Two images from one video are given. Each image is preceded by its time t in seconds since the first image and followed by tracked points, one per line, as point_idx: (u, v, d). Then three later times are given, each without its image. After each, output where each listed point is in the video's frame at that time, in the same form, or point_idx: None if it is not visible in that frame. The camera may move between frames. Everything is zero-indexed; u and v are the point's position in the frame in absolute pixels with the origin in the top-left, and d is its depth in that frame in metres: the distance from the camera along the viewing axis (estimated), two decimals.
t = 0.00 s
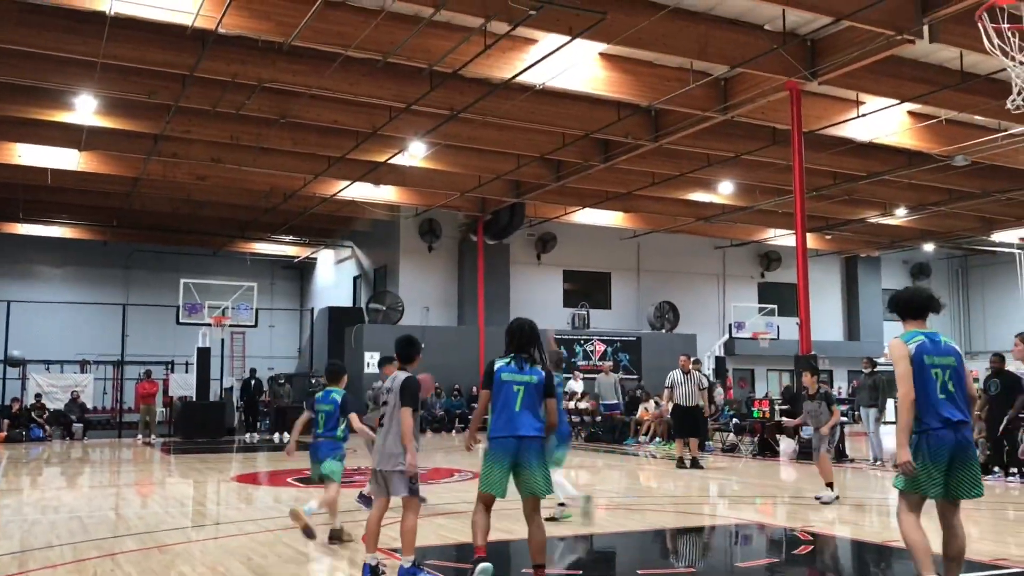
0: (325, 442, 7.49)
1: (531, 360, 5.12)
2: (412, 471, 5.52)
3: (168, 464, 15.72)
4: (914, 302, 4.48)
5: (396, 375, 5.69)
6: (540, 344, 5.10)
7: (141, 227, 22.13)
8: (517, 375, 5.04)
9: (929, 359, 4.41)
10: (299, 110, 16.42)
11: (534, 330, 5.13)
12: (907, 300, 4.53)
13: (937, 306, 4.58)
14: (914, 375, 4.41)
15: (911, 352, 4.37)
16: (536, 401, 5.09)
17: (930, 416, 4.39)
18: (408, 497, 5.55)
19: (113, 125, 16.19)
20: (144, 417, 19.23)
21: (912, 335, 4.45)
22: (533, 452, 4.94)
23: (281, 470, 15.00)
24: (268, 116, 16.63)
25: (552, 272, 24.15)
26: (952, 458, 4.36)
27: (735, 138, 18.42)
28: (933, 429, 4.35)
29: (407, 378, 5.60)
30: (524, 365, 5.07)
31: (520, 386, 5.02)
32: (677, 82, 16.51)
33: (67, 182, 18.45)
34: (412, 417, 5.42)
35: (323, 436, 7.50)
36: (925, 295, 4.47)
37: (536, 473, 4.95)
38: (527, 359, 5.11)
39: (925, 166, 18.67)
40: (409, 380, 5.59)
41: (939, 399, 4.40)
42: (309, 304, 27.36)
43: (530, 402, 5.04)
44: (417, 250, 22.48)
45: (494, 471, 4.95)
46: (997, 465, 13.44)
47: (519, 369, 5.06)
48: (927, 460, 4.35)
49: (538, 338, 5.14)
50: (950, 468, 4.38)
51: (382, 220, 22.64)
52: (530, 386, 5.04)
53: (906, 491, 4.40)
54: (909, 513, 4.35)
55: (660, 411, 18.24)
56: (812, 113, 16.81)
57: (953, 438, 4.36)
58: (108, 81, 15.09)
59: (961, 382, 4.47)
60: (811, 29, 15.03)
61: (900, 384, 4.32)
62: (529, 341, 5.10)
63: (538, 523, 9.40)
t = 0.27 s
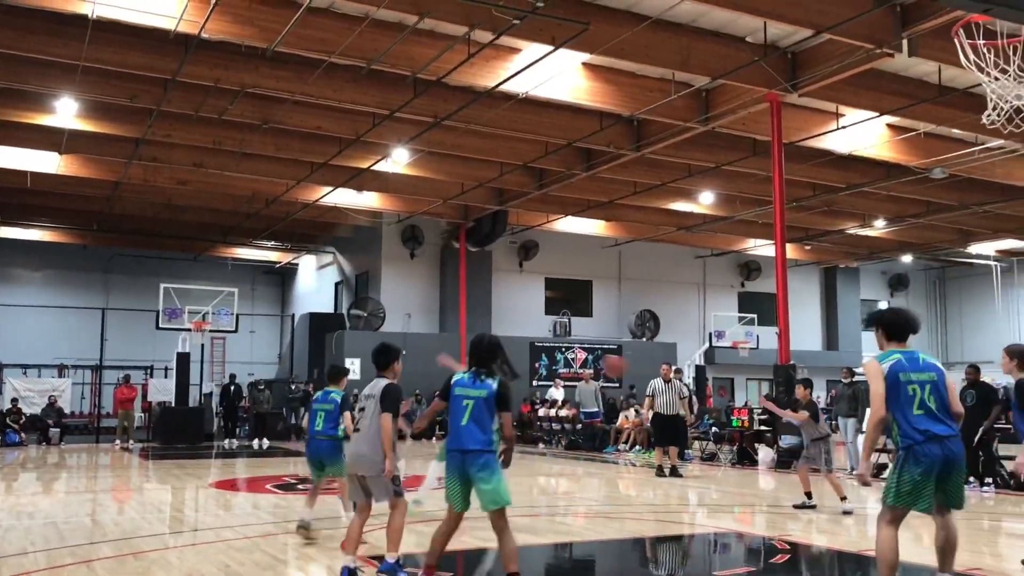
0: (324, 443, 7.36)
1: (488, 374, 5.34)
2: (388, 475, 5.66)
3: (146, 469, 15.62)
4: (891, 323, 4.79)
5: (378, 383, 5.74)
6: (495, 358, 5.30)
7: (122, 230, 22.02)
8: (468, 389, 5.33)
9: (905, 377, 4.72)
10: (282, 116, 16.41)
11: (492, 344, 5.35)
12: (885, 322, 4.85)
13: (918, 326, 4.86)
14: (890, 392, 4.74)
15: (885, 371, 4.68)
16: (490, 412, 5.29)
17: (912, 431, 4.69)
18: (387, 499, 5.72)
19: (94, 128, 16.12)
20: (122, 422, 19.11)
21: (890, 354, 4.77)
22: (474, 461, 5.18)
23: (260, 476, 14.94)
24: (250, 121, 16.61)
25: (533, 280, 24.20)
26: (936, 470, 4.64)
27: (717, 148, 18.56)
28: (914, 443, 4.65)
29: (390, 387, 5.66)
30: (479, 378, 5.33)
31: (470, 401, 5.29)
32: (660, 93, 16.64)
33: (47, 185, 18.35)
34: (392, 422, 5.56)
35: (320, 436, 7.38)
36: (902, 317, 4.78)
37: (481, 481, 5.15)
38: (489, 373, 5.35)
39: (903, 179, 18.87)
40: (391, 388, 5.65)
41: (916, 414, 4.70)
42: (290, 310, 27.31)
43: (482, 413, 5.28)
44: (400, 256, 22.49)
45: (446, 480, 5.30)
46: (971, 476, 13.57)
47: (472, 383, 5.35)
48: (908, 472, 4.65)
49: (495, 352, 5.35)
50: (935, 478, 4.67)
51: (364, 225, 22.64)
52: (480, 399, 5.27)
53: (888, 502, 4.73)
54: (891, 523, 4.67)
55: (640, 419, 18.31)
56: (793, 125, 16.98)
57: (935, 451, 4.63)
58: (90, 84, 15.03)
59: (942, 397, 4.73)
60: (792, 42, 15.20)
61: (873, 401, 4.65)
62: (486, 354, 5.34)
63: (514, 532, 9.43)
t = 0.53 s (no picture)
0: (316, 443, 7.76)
1: (427, 370, 5.27)
2: (331, 489, 5.57)
3: (104, 472, 15.38)
4: (903, 337, 4.58)
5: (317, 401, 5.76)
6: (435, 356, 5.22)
7: (83, 229, 21.71)
8: (407, 385, 5.26)
9: (914, 393, 4.52)
10: (247, 116, 16.27)
11: (435, 342, 5.28)
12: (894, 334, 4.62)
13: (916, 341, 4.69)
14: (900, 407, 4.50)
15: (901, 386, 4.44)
16: (427, 410, 5.23)
17: (914, 449, 4.50)
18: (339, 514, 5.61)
19: (54, 125, 15.88)
20: (80, 424, 18.81)
21: (902, 368, 4.53)
22: (401, 455, 5.10)
23: (221, 480, 14.77)
24: (215, 121, 16.46)
25: (500, 284, 24.19)
26: (934, 490, 4.49)
27: (683, 155, 18.69)
28: (917, 461, 4.46)
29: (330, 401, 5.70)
30: (417, 375, 5.26)
31: (407, 397, 5.22)
32: (627, 99, 16.72)
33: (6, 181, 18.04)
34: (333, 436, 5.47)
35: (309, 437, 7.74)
36: (913, 330, 4.57)
37: (402, 477, 5.10)
38: (430, 370, 5.28)
39: (865, 188, 19.12)
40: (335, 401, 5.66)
41: (921, 432, 4.52)
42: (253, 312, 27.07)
43: (418, 411, 5.23)
44: (365, 259, 22.41)
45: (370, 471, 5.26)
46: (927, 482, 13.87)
47: (411, 380, 5.29)
48: (907, 490, 4.46)
49: (437, 351, 5.28)
50: (931, 498, 4.51)
51: (329, 227, 22.51)
52: (416, 396, 5.21)
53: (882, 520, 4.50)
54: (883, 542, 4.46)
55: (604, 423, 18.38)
56: (757, 133, 17.14)
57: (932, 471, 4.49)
58: (50, 81, 14.81)
59: (943, 415, 4.59)
60: (757, 51, 15.34)
61: (891, 416, 4.37)
62: (427, 352, 5.27)
63: (474, 537, 9.41)
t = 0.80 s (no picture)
0: (270, 445, 8.12)
1: (370, 370, 5.24)
2: (217, 473, 5.46)
3: (46, 471, 15.01)
4: (894, 328, 4.74)
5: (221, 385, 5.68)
6: (375, 355, 5.18)
7: (28, 222, 21.23)
8: (351, 385, 5.28)
9: (906, 380, 4.62)
10: (199, 110, 16.00)
11: (381, 342, 5.25)
12: (888, 325, 4.77)
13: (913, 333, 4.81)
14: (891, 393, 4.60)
15: (891, 370, 4.55)
16: (368, 409, 5.22)
17: (905, 434, 4.58)
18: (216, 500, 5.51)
19: None
20: (23, 422, 18.37)
21: (893, 357, 4.66)
22: (331, 453, 5.18)
23: (168, 479, 14.50)
24: (166, 114, 16.18)
25: (455, 283, 24.12)
26: (923, 476, 4.55)
27: (638, 158, 18.80)
28: (907, 446, 4.54)
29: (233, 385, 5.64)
30: (363, 375, 5.25)
31: (351, 396, 5.26)
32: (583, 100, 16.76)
33: None
34: (228, 419, 5.40)
35: (263, 439, 8.09)
36: (905, 322, 4.72)
37: (337, 475, 5.16)
38: (377, 370, 5.25)
39: (816, 193, 19.40)
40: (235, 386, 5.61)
41: (913, 418, 4.60)
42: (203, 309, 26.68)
43: (359, 411, 5.24)
44: (318, 257, 22.23)
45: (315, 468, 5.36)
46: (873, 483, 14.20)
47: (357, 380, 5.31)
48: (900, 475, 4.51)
49: (382, 351, 5.25)
50: (921, 485, 4.57)
51: (282, 224, 22.28)
52: (355, 395, 5.22)
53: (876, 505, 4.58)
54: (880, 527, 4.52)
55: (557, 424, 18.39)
56: (711, 137, 17.29)
57: (927, 458, 4.57)
58: None
59: (935, 405, 4.68)
60: (712, 56, 15.47)
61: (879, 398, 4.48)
62: (372, 352, 5.26)
63: (421, 536, 9.36)
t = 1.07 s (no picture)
0: (219, 441, 8.05)
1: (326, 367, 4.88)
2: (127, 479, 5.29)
3: None
4: (877, 328, 4.55)
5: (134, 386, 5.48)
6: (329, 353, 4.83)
7: None
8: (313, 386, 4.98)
9: (886, 381, 4.45)
10: (154, 102, 15.72)
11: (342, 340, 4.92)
12: (871, 326, 4.60)
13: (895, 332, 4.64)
14: (875, 396, 4.45)
15: (869, 373, 4.38)
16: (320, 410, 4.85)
17: (893, 437, 4.43)
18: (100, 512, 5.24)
19: None
20: None
21: (874, 358, 4.49)
22: (280, 457, 4.92)
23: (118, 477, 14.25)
24: (119, 106, 15.90)
25: (414, 281, 24.02)
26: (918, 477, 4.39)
27: (597, 158, 18.86)
28: (895, 448, 4.40)
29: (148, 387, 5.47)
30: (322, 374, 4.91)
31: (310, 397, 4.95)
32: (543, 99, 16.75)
33: None
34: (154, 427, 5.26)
35: (211, 435, 8.03)
36: (886, 321, 4.53)
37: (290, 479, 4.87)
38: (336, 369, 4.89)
39: (772, 195, 19.61)
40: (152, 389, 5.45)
41: (900, 419, 4.46)
42: (157, 304, 26.29)
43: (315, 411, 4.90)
44: (274, 253, 22.02)
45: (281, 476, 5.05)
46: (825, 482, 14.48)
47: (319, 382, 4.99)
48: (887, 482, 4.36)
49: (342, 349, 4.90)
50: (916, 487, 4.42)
51: (238, 219, 22.04)
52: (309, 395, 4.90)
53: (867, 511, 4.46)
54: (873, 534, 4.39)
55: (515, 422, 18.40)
56: (669, 138, 17.42)
57: (916, 459, 4.42)
58: None
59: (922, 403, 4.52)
60: (671, 57, 15.55)
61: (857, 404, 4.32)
62: (333, 351, 4.93)
63: (374, 535, 9.29)
